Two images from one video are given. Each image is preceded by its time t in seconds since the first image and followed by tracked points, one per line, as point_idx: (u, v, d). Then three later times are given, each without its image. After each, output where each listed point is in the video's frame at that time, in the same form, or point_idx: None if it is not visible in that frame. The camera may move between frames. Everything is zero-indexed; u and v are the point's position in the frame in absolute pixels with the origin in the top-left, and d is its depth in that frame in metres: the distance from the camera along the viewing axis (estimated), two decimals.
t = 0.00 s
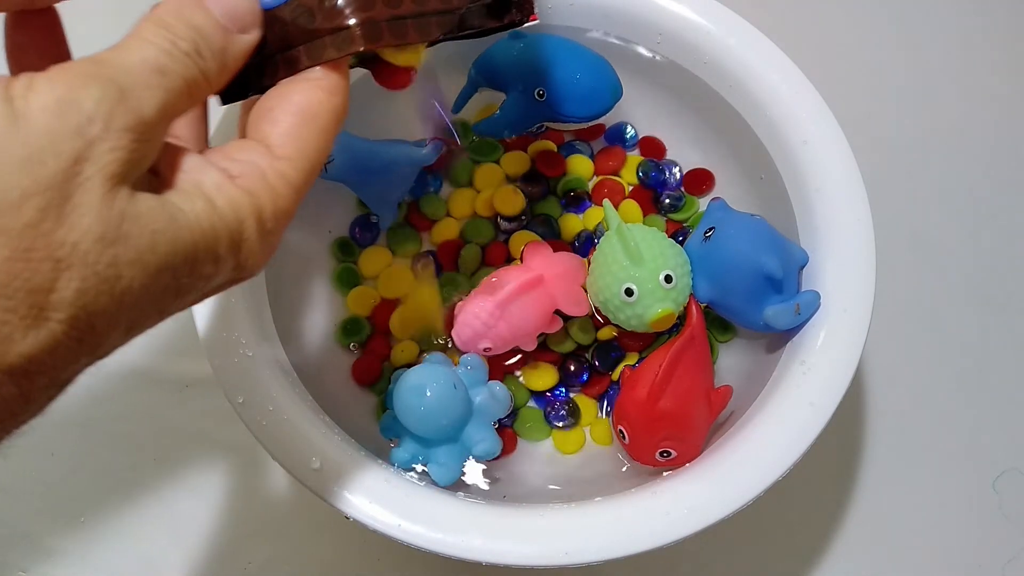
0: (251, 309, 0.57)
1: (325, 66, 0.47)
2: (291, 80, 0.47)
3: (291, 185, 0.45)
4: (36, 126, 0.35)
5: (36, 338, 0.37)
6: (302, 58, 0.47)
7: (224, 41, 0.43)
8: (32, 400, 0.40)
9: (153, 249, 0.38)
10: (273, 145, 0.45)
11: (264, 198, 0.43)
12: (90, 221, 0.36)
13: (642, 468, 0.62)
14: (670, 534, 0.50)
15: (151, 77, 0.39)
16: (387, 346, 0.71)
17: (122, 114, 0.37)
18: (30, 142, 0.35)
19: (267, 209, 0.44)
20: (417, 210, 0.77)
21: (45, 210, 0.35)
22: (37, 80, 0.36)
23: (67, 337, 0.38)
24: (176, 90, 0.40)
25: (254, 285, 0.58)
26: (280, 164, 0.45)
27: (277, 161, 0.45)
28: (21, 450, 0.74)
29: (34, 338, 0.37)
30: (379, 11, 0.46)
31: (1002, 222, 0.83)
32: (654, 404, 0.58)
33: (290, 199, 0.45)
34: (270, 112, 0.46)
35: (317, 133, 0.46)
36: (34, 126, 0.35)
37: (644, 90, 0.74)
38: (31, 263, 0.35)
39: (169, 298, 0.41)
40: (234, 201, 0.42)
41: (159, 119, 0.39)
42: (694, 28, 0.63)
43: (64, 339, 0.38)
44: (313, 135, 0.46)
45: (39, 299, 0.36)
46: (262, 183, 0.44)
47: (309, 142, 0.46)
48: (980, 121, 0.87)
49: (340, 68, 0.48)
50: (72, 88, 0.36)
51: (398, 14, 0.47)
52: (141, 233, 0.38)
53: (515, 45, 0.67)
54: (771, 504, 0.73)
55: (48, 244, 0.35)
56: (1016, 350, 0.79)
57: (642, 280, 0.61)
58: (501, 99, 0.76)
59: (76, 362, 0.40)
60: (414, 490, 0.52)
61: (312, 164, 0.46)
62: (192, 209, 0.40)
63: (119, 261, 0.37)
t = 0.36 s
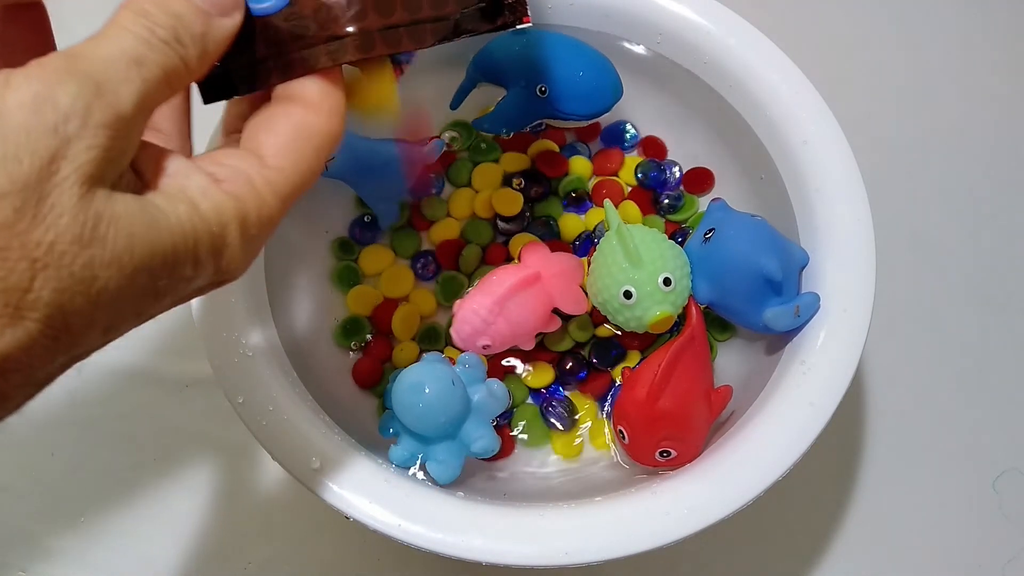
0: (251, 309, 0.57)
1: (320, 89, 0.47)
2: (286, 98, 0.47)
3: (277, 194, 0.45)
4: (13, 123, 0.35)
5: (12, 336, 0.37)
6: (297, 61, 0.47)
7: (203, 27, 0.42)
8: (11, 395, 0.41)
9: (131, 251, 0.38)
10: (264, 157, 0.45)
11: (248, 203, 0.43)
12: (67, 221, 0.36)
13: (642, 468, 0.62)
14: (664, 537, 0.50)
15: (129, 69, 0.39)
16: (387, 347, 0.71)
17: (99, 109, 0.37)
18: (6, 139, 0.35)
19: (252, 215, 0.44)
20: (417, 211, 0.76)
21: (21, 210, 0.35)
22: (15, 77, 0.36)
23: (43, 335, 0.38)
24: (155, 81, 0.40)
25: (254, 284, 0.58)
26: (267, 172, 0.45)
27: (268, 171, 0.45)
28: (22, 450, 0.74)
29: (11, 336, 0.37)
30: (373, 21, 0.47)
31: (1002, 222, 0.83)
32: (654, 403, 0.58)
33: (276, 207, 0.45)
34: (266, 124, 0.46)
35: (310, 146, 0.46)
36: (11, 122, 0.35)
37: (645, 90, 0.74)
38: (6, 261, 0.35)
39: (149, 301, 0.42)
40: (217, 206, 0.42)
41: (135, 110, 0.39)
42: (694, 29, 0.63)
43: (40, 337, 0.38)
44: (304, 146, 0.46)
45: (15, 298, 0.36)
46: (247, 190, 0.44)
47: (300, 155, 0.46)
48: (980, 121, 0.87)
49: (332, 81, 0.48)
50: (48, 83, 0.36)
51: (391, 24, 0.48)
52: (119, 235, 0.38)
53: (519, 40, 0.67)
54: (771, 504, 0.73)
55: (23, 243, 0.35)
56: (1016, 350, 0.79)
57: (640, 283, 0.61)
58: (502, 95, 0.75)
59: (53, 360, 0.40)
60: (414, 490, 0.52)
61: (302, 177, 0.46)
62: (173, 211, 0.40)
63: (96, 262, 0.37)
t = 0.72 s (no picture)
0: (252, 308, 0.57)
1: (326, 111, 0.47)
2: (293, 117, 0.47)
3: (275, 205, 0.44)
4: (11, 123, 0.35)
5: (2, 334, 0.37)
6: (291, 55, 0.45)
7: (207, 26, 0.41)
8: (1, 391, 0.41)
9: (124, 254, 0.38)
10: (267, 169, 0.44)
11: (247, 211, 0.43)
12: (60, 221, 0.36)
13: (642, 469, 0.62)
14: (663, 537, 0.50)
15: (129, 70, 0.38)
16: (387, 347, 0.71)
17: (97, 110, 0.37)
18: (2, 138, 0.35)
19: (250, 222, 0.43)
20: (415, 210, 0.77)
21: (14, 209, 0.35)
22: (15, 76, 0.36)
23: (33, 333, 0.38)
24: (155, 81, 0.39)
25: (254, 284, 0.58)
26: (267, 181, 0.44)
27: (269, 181, 0.44)
28: (21, 449, 0.74)
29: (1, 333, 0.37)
30: (355, 14, 0.43)
31: (1002, 222, 0.83)
32: (654, 405, 0.58)
33: (275, 217, 0.44)
34: (270, 139, 0.46)
35: (314, 161, 0.46)
36: (9, 122, 0.35)
37: (645, 91, 0.74)
38: None
39: (143, 301, 0.42)
40: (215, 211, 0.42)
41: (134, 111, 0.39)
42: (693, 29, 0.63)
43: (30, 335, 0.38)
44: (307, 159, 0.45)
45: (4, 296, 0.36)
46: (246, 197, 0.43)
47: (302, 170, 0.45)
48: (980, 122, 0.87)
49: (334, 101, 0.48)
50: (48, 83, 0.36)
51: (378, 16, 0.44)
52: (112, 237, 0.38)
53: (517, 40, 0.67)
54: (771, 504, 0.73)
55: (15, 242, 0.36)
56: (1017, 350, 0.79)
57: (643, 279, 0.61)
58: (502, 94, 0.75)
59: (44, 358, 0.41)
60: (412, 489, 0.52)
61: (303, 192, 0.45)
62: (170, 214, 0.40)
63: (87, 263, 0.38)
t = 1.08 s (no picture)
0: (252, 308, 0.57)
1: (321, 140, 0.46)
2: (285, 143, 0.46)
3: (257, 225, 0.42)
4: None
5: None
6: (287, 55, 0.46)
7: (203, 45, 0.40)
8: None
9: (102, 258, 0.36)
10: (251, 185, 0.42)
11: (230, 223, 0.40)
12: (36, 223, 0.34)
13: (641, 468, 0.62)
14: (661, 539, 0.50)
15: (117, 83, 0.36)
16: (387, 347, 0.71)
17: (82, 119, 0.35)
18: None
19: (232, 235, 0.41)
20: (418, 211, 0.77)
21: None
22: None
23: None
24: (143, 96, 0.38)
25: (254, 284, 0.58)
26: (250, 198, 0.42)
27: (252, 196, 0.42)
28: (22, 450, 0.74)
29: None
30: (372, 15, 0.46)
31: (1002, 222, 0.83)
32: (654, 405, 0.58)
33: (257, 232, 0.42)
34: (258, 162, 0.44)
35: (299, 183, 0.44)
36: None
37: (646, 90, 0.74)
38: None
39: (115, 311, 0.39)
40: (197, 222, 0.39)
41: (120, 124, 0.37)
42: (693, 29, 0.63)
43: None
44: (292, 180, 0.43)
45: None
46: (228, 211, 0.40)
47: (288, 192, 0.43)
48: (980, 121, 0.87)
49: (329, 130, 0.47)
50: (32, 88, 0.34)
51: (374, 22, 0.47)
52: (91, 241, 0.35)
53: (515, 43, 0.67)
54: (771, 503, 0.73)
55: None
56: (1017, 350, 0.79)
57: (639, 281, 0.61)
58: (501, 98, 0.76)
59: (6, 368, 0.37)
60: (413, 490, 0.52)
61: (287, 216, 0.43)
62: (152, 222, 0.38)
63: (62, 266, 0.35)
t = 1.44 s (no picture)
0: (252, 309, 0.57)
1: (311, 159, 0.40)
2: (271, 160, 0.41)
3: (230, 243, 0.37)
4: None
5: None
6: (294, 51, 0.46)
7: (184, 71, 0.36)
8: None
9: (66, 270, 0.32)
10: (233, 199, 0.38)
11: (207, 236, 0.36)
12: None
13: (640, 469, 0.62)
14: (661, 538, 0.50)
15: (89, 106, 0.33)
16: (386, 346, 0.71)
17: (48, 139, 0.32)
18: None
19: (210, 249, 0.36)
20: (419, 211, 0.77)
21: None
22: None
23: None
24: (118, 120, 0.34)
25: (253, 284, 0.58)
26: (231, 211, 0.37)
27: (234, 209, 0.37)
28: (23, 450, 0.74)
29: None
30: None
31: (1002, 222, 0.83)
32: (657, 405, 0.58)
33: (237, 247, 0.37)
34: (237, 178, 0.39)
35: (288, 197, 0.39)
36: None
37: (645, 91, 0.74)
38: None
39: (83, 331, 0.35)
40: (167, 235, 0.35)
41: (88, 146, 0.33)
42: (694, 28, 0.63)
43: None
44: (273, 200, 0.38)
45: None
46: (198, 226, 0.36)
47: (267, 212, 0.38)
48: (979, 121, 0.87)
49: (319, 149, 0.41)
50: None
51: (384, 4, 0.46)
52: (52, 251, 0.31)
53: (510, 44, 0.67)
54: (770, 503, 0.73)
55: None
56: (1017, 350, 0.79)
57: (638, 285, 0.61)
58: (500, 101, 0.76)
59: None
60: (414, 490, 0.52)
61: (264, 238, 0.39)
62: (121, 233, 0.34)
63: (20, 278, 0.31)
